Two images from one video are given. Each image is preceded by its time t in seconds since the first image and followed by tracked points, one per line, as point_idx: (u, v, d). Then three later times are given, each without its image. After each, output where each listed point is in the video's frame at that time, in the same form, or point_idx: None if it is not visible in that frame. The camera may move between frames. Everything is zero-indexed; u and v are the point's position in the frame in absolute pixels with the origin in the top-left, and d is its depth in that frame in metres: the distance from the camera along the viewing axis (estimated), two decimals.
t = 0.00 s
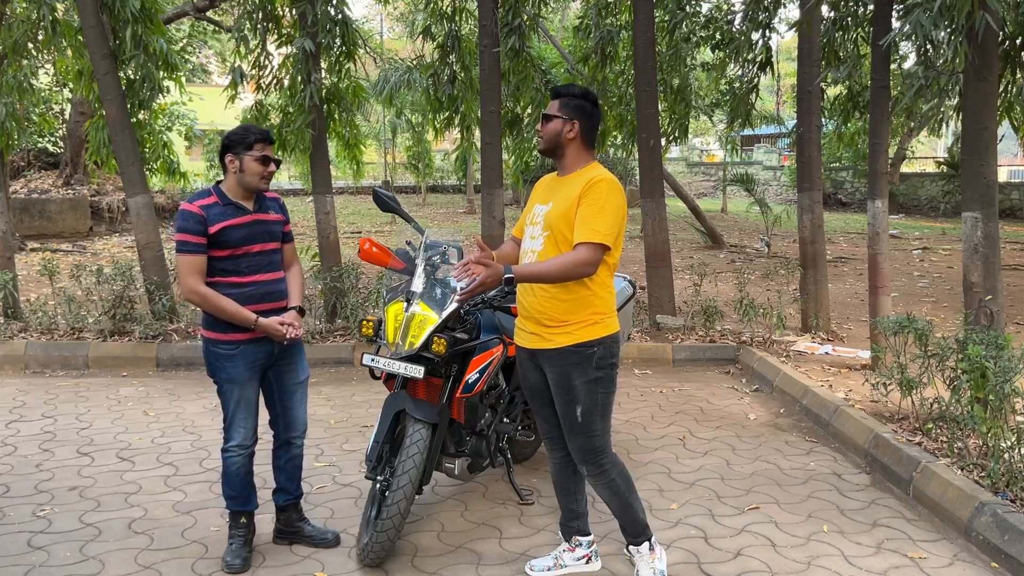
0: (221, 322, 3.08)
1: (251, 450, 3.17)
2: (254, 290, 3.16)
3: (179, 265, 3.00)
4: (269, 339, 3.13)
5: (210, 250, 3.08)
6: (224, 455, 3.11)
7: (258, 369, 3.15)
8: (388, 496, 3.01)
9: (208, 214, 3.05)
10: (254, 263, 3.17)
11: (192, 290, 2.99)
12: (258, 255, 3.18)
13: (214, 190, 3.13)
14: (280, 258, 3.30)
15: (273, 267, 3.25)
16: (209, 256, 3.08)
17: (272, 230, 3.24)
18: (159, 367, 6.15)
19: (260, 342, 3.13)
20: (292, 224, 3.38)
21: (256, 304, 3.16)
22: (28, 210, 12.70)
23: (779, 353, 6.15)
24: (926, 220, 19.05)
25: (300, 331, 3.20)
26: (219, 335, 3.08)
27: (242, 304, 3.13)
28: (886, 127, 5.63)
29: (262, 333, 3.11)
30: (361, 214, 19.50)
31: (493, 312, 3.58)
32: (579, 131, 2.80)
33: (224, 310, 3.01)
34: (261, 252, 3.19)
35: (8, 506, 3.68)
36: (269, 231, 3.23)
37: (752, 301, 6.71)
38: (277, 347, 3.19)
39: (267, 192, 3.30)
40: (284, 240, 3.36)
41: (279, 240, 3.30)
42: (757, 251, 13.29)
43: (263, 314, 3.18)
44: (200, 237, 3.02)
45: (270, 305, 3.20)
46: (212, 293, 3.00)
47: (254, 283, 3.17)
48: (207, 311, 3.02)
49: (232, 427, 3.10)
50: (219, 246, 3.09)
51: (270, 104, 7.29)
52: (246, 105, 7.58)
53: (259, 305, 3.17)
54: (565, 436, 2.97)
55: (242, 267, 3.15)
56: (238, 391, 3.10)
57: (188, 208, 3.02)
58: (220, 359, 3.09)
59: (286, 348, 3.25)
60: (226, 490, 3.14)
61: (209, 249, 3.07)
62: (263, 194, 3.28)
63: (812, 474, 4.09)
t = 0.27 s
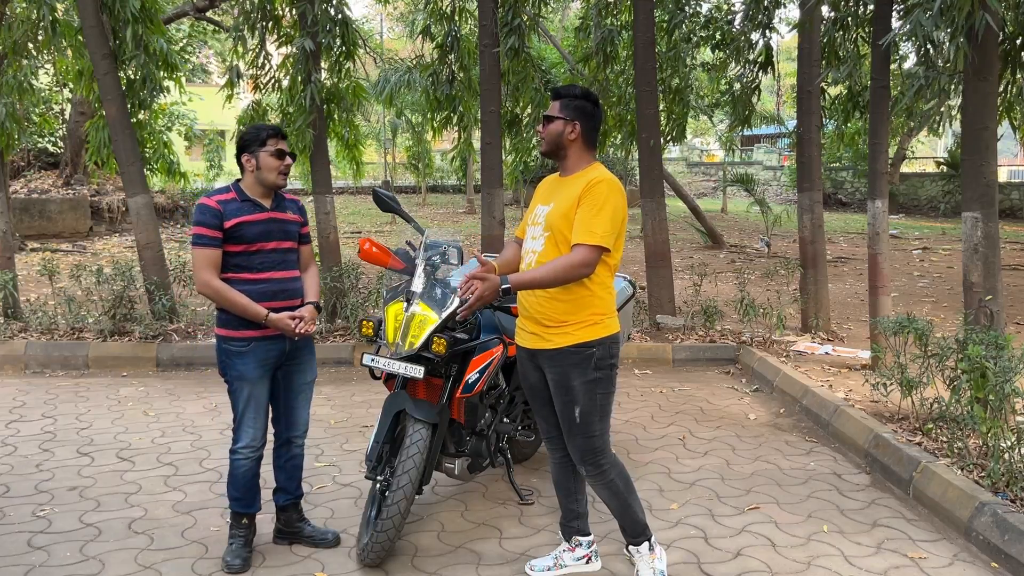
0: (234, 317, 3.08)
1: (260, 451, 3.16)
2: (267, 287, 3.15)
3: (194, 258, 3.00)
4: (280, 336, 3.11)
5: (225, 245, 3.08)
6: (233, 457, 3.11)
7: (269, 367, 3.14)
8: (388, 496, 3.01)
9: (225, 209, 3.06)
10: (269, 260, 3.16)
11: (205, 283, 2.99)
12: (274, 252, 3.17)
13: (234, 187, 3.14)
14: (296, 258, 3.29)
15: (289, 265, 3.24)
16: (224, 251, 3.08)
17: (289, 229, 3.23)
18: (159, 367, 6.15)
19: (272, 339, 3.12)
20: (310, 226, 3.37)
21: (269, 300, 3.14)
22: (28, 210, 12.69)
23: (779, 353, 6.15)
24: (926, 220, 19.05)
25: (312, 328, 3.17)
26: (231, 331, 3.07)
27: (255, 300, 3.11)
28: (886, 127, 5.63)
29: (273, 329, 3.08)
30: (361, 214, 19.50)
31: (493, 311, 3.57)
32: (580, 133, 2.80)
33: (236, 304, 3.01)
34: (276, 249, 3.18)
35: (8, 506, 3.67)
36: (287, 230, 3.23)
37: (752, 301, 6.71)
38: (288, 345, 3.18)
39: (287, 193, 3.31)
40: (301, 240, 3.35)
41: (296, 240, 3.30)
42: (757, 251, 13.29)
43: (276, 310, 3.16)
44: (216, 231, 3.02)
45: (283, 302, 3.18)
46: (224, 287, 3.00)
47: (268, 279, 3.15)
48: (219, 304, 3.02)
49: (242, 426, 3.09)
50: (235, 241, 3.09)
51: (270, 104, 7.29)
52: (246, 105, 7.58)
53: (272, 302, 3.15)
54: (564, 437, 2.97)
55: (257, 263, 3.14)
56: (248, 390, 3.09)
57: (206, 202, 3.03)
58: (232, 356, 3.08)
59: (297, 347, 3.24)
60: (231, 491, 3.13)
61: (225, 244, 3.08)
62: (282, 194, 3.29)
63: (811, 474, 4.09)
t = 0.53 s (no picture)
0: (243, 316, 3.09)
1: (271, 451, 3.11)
2: (279, 287, 3.15)
3: (206, 255, 3.02)
4: (286, 335, 3.11)
5: (239, 244, 3.09)
6: (244, 459, 3.06)
7: (279, 363, 3.14)
8: (388, 496, 3.01)
9: (239, 208, 3.07)
10: (282, 261, 3.16)
11: (216, 280, 3.01)
12: (287, 253, 3.17)
13: (252, 188, 3.16)
14: (311, 260, 3.28)
15: (302, 267, 3.23)
16: (238, 249, 3.09)
17: (304, 231, 3.23)
18: (159, 367, 6.15)
19: (281, 338, 3.12)
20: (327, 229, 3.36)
21: (279, 301, 3.14)
22: (28, 210, 12.69)
23: (778, 352, 6.15)
24: (926, 220, 19.05)
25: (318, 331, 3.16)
26: (243, 330, 3.07)
27: (265, 300, 3.12)
28: (886, 127, 5.63)
29: (279, 329, 3.09)
30: (361, 214, 19.50)
31: (493, 310, 3.56)
32: (577, 137, 2.79)
33: (244, 304, 3.03)
34: (290, 250, 3.18)
35: (7, 506, 3.67)
36: (302, 232, 3.22)
37: (752, 301, 6.71)
38: (298, 345, 3.18)
39: (305, 197, 3.31)
40: (317, 243, 3.34)
41: (311, 242, 3.29)
42: (757, 251, 13.29)
43: (285, 311, 3.16)
44: (230, 229, 3.03)
45: (293, 304, 3.17)
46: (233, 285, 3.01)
47: (279, 280, 3.15)
48: (229, 302, 3.03)
49: (253, 424, 3.05)
50: (248, 240, 3.09)
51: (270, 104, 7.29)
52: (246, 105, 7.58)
53: (282, 303, 3.15)
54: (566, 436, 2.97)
55: (270, 264, 3.14)
56: (259, 386, 3.07)
57: (221, 201, 3.05)
58: (243, 352, 3.08)
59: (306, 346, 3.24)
60: (238, 492, 3.09)
61: (238, 242, 3.09)
62: (299, 196, 3.29)
63: (811, 474, 4.09)
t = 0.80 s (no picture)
0: (250, 314, 3.08)
1: (269, 454, 3.11)
2: (285, 287, 3.15)
3: (215, 251, 3.00)
4: (292, 336, 3.11)
5: (248, 242, 3.08)
6: (240, 459, 3.04)
7: (283, 365, 3.13)
8: (388, 496, 3.01)
9: (250, 206, 3.07)
10: (290, 260, 3.16)
11: (224, 276, 3.00)
12: (294, 253, 3.17)
13: (261, 187, 3.16)
14: (317, 260, 3.28)
15: (309, 267, 3.23)
16: (247, 247, 3.08)
17: (312, 232, 3.23)
18: (159, 367, 6.15)
19: (287, 338, 3.12)
20: (333, 230, 3.37)
21: (286, 300, 3.14)
22: (28, 210, 12.69)
23: (778, 353, 6.15)
24: (926, 220, 19.05)
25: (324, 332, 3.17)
26: (248, 329, 3.07)
27: (271, 298, 3.11)
28: (886, 127, 5.63)
29: (286, 328, 3.08)
30: (361, 214, 19.50)
31: (493, 310, 3.56)
32: (569, 143, 2.77)
33: (253, 302, 3.02)
34: (298, 250, 3.18)
35: (7, 506, 3.67)
36: (309, 232, 3.23)
37: (752, 301, 6.71)
38: (302, 346, 3.18)
39: (313, 199, 3.31)
40: (323, 244, 3.34)
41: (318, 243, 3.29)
42: (757, 251, 13.29)
43: (291, 310, 3.16)
44: (240, 227, 3.03)
45: (299, 303, 3.18)
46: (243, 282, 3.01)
47: (287, 279, 3.15)
48: (237, 299, 3.02)
49: (253, 424, 3.05)
50: (257, 238, 3.09)
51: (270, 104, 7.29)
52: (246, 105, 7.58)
53: (289, 302, 3.15)
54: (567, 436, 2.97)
55: (277, 263, 3.14)
56: (262, 387, 3.07)
57: (232, 198, 3.04)
58: (247, 352, 3.08)
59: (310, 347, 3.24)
60: (232, 497, 3.06)
61: (247, 240, 3.08)
62: (307, 197, 3.29)
63: (811, 474, 4.09)
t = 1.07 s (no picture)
0: (252, 314, 3.07)
1: (266, 454, 3.11)
2: (288, 287, 3.15)
3: (219, 249, 2.99)
4: (294, 336, 3.11)
5: (251, 240, 3.08)
6: (238, 459, 3.04)
7: (282, 365, 3.13)
8: (387, 496, 3.01)
9: (255, 205, 3.07)
10: (292, 260, 3.17)
11: (229, 274, 2.98)
12: (297, 253, 3.18)
13: (264, 187, 3.16)
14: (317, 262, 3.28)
15: (310, 268, 3.24)
16: (250, 246, 3.08)
17: (314, 233, 3.24)
18: (158, 367, 6.15)
19: (288, 338, 3.12)
20: (333, 232, 3.38)
21: (289, 300, 3.14)
22: (28, 210, 12.69)
23: (779, 353, 6.15)
24: (926, 220, 19.05)
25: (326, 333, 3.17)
26: (250, 328, 3.07)
27: (274, 298, 3.11)
28: (886, 127, 5.63)
29: (288, 329, 3.08)
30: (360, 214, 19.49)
31: (494, 311, 3.56)
32: (568, 139, 2.79)
33: (257, 301, 3.01)
34: (300, 250, 3.19)
35: (7, 506, 3.67)
36: (312, 232, 3.23)
37: (752, 301, 6.71)
38: (302, 346, 3.19)
39: (314, 199, 3.32)
40: (323, 245, 3.35)
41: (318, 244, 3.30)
42: (757, 251, 13.29)
43: (293, 310, 3.15)
44: (245, 225, 3.02)
45: (302, 304, 3.18)
46: (248, 280, 3.00)
47: (290, 279, 3.16)
48: (241, 298, 3.01)
49: (251, 424, 3.05)
50: (262, 237, 3.09)
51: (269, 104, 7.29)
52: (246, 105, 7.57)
53: (291, 302, 3.15)
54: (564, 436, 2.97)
55: (281, 262, 3.14)
56: (261, 387, 3.07)
57: (237, 196, 3.03)
58: (247, 352, 3.08)
59: (307, 349, 3.24)
60: (230, 497, 3.06)
61: (251, 239, 3.07)
62: (309, 198, 3.29)
63: (811, 474, 4.09)
